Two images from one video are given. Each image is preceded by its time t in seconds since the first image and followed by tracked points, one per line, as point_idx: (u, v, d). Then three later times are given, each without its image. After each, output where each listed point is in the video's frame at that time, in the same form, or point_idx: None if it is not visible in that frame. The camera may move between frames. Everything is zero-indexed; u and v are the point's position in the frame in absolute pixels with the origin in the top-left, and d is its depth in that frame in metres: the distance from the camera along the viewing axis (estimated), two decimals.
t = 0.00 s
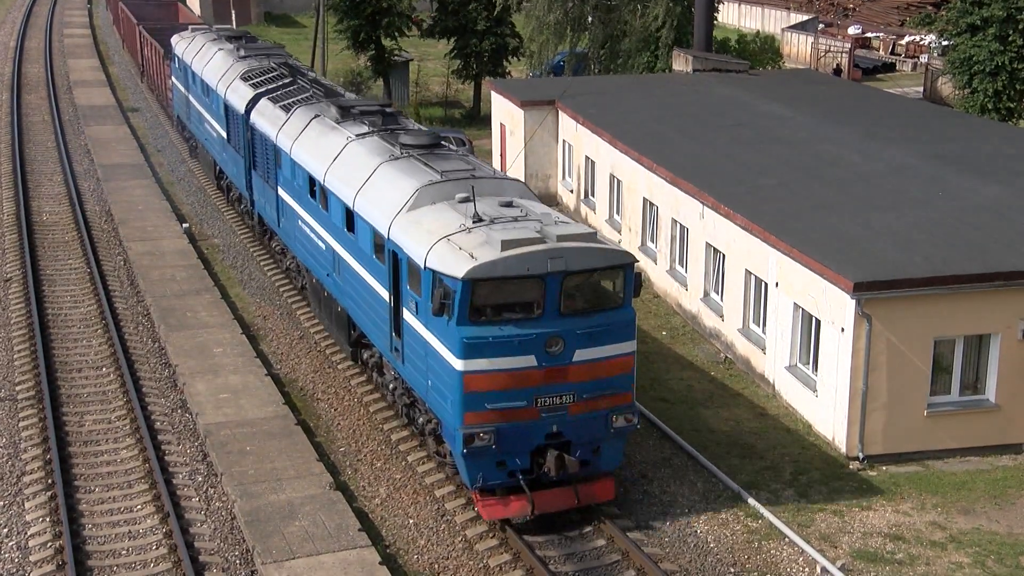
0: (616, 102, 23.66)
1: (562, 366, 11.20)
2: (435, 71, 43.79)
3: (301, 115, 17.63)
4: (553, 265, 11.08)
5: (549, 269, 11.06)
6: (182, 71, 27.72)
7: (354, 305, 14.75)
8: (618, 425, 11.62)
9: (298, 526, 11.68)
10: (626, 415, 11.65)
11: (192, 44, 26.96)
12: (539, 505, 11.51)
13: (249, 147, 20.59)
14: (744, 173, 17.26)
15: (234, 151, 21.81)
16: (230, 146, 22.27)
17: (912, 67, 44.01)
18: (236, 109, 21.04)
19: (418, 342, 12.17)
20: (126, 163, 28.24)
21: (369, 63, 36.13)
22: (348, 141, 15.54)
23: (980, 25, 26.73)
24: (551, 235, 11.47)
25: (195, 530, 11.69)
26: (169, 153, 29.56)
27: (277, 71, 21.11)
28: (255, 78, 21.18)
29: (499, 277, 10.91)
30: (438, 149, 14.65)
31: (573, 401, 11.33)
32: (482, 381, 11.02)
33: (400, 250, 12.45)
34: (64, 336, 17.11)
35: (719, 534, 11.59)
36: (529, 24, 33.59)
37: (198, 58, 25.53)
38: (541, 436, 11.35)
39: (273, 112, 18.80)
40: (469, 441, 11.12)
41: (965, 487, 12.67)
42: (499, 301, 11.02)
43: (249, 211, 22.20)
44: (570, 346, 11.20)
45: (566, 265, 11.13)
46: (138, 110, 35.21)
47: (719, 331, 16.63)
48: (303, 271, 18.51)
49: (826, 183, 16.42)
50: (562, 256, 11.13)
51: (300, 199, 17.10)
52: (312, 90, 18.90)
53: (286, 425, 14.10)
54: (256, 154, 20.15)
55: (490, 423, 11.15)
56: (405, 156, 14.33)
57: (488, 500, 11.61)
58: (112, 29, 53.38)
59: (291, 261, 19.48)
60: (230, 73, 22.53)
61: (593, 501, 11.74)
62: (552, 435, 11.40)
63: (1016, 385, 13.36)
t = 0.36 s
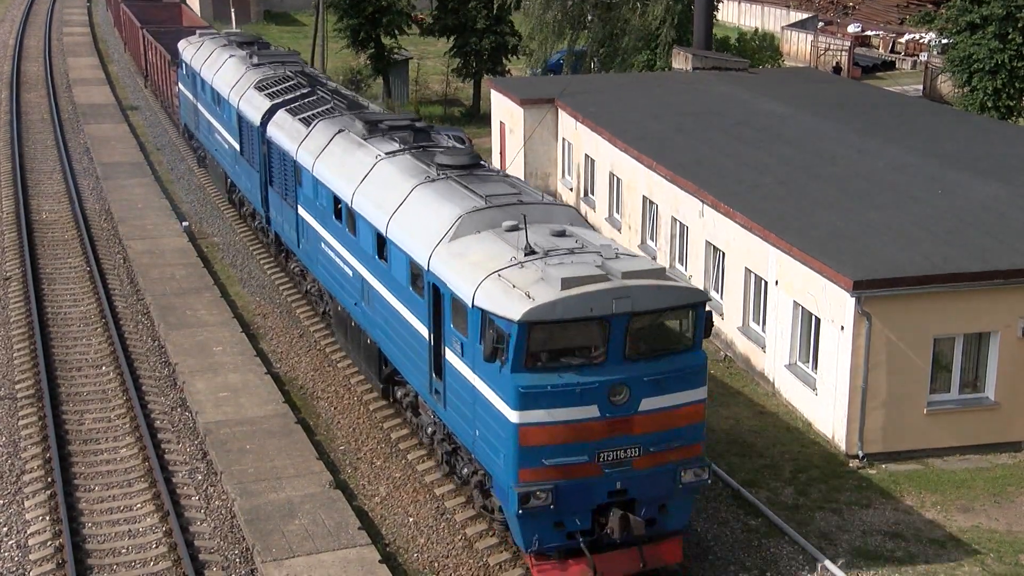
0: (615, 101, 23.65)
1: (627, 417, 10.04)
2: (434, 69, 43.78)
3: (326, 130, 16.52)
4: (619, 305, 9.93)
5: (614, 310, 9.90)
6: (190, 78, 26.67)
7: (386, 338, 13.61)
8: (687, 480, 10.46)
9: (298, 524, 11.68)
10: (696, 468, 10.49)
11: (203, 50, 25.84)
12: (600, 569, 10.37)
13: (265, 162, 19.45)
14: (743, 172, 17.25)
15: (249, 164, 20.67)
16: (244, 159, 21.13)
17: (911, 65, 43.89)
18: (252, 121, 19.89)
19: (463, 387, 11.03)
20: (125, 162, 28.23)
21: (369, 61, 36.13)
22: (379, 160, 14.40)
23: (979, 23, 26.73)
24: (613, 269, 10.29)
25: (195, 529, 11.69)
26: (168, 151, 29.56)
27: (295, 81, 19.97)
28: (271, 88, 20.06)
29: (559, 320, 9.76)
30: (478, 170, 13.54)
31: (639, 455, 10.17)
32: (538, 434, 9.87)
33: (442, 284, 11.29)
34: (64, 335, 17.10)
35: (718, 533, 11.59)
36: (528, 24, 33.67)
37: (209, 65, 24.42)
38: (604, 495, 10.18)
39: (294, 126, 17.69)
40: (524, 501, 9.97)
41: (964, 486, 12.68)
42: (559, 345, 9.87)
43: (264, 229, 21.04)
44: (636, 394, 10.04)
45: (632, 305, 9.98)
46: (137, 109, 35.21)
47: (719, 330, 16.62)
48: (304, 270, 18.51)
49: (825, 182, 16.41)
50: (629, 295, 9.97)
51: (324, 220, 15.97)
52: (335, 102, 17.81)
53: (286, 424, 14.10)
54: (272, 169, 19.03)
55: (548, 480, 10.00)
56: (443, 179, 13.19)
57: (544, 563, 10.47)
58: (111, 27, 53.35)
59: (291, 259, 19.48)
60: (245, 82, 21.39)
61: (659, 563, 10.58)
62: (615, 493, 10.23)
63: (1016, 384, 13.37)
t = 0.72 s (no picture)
0: (614, 100, 23.64)
1: (707, 481, 9.09)
2: (432, 69, 43.75)
3: (351, 147, 15.46)
4: (699, 356, 8.94)
5: (694, 361, 8.92)
6: (197, 86, 25.63)
7: (422, 378, 12.58)
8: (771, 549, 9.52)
9: (296, 523, 11.68)
10: (780, 535, 9.55)
11: (211, 54, 24.77)
12: None
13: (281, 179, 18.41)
14: (742, 171, 17.24)
15: (262, 179, 19.62)
16: (256, 173, 20.09)
17: (909, 64, 43.86)
18: (266, 134, 18.83)
19: (518, 442, 10.07)
20: (123, 160, 28.20)
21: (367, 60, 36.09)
22: (412, 183, 13.36)
23: (977, 22, 26.74)
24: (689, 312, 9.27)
25: (193, 528, 11.69)
26: (166, 150, 29.55)
27: (312, 92, 18.93)
28: (287, 99, 19.00)
29: (633, 373, 8.77)
30: (524, 196, 12.50)
31: (719, 523, 9.23)
32: (609, 501, 8.92)
33: (494, 326, 10.28)
34: (62, 334, 17.08)
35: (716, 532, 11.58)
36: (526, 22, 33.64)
37: (218, 72, 23.36)
38: (680, 566, 9.24)
39: (315, 142, 16.63)
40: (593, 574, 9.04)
41: (962, 484, 12.69)
42: (633, 401, 8.89)
43: (277, 247, 20.02)
44: (718, 456, 9.10)
45: (714, 355, 9.00)
46: (134, 108, 35.17)
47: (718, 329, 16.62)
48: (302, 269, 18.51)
49: (824, 181, 16.40)
50: (712, 344, 8.97)
51: (349, 244, 14.91)
52: (358, 116, 16.74)
53: (284, 423, 14.10)
54: (289, 186, 17.96)
55: (620, 551, 9.05)
56: (486, 205, 12.14)
57: None
58: (109, 26, 53.28)
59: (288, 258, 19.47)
60: (257, 91, 20.33)
61: None
62: (692, 564, 9.30)
63: (1013, 382, 13.39)
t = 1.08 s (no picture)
0: (613, 99, 23.66)
1: (813, 566, 7.96)
2: (431, 68, 43.79)
3: (382, 168, 14.30)
4: (807, 423, 7.81)
5: (800, 431, 7.80)
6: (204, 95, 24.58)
7: (467, 428, 11.39)
8: None
9: (294, 523, 11.68)
10: None
11: (221, 62, 23.57)
12: None
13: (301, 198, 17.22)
14: (740, 170, 17.24)
15: (279, 197, 18.41)
16: (272, 191, 18.89)
17: (907, 63, 43.90)
18: (283, 150, 17.65)
19: (587, 512, 8.94)
20: (121, 160, 28.21)
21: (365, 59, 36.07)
22: (453, 210, 12.19)
23: (975, 21, 26.76)
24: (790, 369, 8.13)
25: (192, 528, 11.69)
26: (165, 149, 29.56)
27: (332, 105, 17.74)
28: (306, 113, 17.81)
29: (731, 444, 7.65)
30: (579, 228, 11.33)
31: None
32: None
33: (559, 381, 9.14)
34: (60, 334, 17.08)
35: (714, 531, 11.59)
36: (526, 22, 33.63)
37: (229, 82, 22.16)
38: None
39: (340, 161, 15.44)
40: None
41: (961, 484, 12.70)
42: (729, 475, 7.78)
43: (294, 269, 18.83)
44: (826, 537, 7.98)
45: (823, 423, 7.87)
46: (133, 107, 35.16)
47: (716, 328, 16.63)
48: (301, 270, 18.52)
49: (823, 181, 16.40)
50: (821, 410, 7.84)
51: (379, 274, 13.75)
52: (386, 133, 15.64)
53: (282, 422, 14.10)
54: (311, 208, 16.74)
55: None
56: (541, 238, 10.98)
57: None
58: (107, 26, 53.27)
59: (287, 258, 19.45)
60: (273, 103, 19.15)
61: None
62: None
63: (1011, 381, 13.42)
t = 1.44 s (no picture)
0: (612, 98, 23.67)
1: None
2: (431, 67, 43.81)
3: (418, 193, 13.20)
4: (956, 516, 6.84)
5: (948, 524, 6.84)
6: (214, 104, 23.53)
7: (524, 488, 10.41)
8: None
9: (294, 522, 11.68)
10: None
11: (232, 70, 22.44)
12: None
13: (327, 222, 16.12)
14: (739, 169, 17.24)
15: (299, 218, 17.30)
16: (292, 210, 17.78)
17: (907, 62, 43.89)
18: (305, 169, 16.53)
19: None
20: (120, 159, 28.23)
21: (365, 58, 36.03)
22: (505, 245, 11.15)
23: (975, 20, 26.75)
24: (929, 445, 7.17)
25: (191, 527, 11.69)
26: (164, 148, 29.56)
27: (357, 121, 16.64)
28: (329, 129, 16.70)
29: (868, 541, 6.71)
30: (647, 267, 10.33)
31: None
32: None
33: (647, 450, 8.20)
34: (60, 333, 17.07)
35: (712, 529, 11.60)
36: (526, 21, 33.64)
37: (242, 93, 21.06)
38: None
39: (370, 183, 14.33)
40: None
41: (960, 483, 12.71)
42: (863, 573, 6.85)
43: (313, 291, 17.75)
44: None
45: (974, 515, 6.90)
46: (132, 106, 35.17)
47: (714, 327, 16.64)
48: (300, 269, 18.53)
49: (822, 180, 16.39)
50: (971, 501, 6.87)
51: (416, 309, 12.70)
52: (419, 153, 14.59)
53: (282, 422, 14.10)
54: (337, 229, 15.62)
55: None
56: (610, 280, 9.98)
57: None
58: (107, 24, 53.28)
59: (286, 257, 19.45)
60: (292, 116, 18.02)
61: None
62: None
63: (1010, 380, 13.43)
